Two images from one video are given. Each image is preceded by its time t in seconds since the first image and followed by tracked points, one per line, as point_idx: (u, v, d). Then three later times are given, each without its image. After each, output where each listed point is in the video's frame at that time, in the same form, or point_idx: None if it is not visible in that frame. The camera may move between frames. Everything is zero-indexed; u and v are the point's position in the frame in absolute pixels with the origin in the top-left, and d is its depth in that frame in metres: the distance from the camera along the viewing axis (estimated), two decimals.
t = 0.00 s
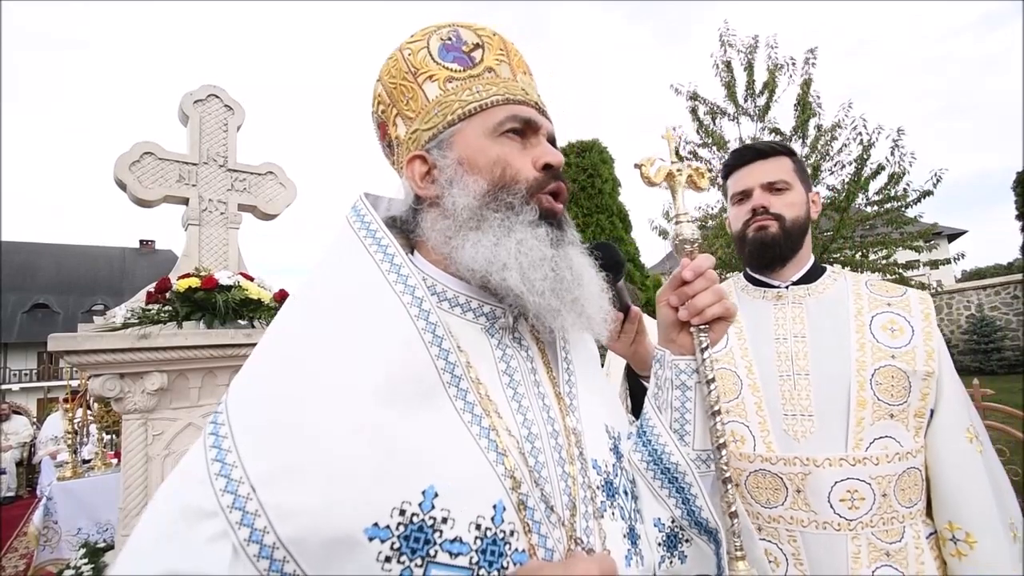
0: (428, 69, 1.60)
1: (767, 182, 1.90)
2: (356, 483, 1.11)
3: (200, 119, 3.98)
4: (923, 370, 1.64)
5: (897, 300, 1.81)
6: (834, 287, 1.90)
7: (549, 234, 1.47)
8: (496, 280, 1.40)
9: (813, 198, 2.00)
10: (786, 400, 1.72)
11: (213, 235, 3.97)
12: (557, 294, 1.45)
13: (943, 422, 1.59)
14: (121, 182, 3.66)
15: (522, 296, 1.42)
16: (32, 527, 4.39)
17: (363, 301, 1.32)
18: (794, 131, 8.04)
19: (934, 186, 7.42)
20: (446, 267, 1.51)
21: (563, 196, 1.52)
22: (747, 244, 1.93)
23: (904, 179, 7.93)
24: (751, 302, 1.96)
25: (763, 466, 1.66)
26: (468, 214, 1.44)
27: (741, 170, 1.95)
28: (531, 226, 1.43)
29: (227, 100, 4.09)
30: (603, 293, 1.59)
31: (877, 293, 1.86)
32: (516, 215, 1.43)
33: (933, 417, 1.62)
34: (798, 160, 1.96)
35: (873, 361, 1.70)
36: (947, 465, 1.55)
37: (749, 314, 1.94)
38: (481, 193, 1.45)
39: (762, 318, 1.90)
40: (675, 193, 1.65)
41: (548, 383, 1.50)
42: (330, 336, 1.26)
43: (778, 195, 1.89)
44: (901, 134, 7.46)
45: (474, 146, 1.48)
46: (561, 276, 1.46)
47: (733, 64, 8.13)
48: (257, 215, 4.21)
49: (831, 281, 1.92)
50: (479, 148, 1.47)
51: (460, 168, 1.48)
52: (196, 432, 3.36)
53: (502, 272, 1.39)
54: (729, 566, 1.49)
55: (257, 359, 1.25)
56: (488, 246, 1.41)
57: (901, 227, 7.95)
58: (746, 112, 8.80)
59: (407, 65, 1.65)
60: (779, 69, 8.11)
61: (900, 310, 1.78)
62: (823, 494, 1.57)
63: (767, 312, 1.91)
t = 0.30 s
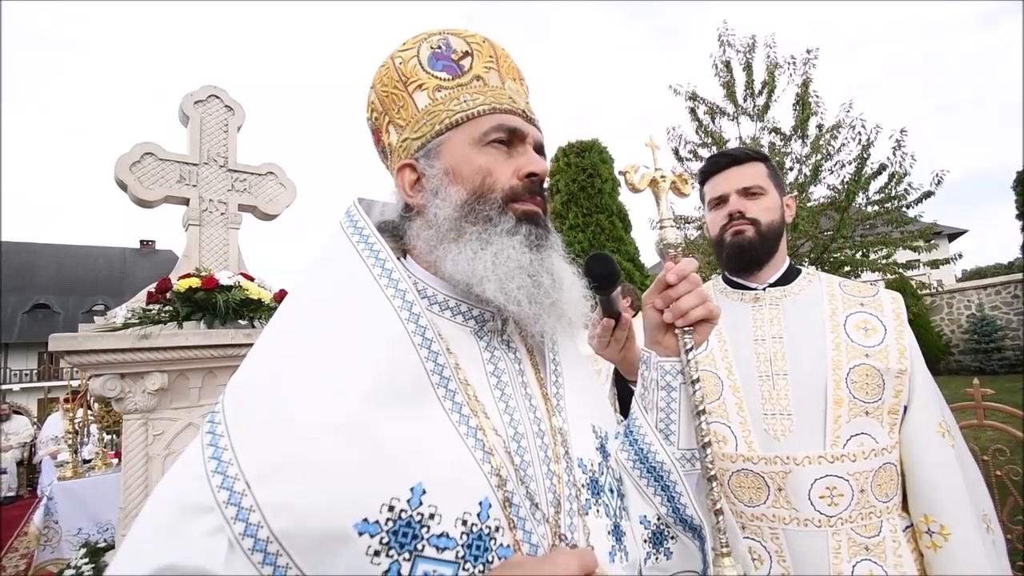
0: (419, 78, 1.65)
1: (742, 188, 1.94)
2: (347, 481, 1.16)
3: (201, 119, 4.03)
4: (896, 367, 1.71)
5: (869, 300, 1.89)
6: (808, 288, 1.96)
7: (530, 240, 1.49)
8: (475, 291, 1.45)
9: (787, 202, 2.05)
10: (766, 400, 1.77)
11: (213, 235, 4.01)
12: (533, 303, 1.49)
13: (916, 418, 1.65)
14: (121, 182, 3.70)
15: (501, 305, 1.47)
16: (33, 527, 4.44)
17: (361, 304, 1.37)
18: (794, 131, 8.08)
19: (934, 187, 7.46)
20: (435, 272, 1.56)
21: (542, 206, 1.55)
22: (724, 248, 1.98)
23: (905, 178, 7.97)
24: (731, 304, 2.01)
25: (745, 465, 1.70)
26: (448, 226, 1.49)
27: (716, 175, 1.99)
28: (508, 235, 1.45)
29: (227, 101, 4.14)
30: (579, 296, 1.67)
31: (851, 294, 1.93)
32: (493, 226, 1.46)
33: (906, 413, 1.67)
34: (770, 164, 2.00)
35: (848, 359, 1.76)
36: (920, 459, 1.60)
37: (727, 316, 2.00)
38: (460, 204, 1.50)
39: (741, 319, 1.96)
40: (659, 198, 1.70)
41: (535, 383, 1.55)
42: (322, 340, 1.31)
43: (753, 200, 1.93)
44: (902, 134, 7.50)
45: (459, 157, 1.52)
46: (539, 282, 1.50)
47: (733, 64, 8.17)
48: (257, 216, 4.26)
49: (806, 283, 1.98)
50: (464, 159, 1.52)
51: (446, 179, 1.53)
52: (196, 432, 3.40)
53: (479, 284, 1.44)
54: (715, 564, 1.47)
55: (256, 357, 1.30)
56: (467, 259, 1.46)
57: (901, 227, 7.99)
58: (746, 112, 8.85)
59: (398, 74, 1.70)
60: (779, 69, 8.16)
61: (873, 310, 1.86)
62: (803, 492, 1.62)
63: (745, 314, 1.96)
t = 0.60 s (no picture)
0: (427, 78, 1.67)
1: (727, 195, 1.97)
2: (343, 482, 1.19)
3: (203, 117, 4.06)
4: (878, 369, 1.74)
5: (851, 303, 1.91)
6: (792, 292, 1.99)
7: (524, 257, 1.53)
8: (469, 304, 1.48)
9: (771, 207, 2.08)
10: (753, 403, 1.80)
11: (215, 234, 4.04)
12: (521, 324, 1.51)
13: (898, 417, 1.68)
14: (123, 180, 3.73)
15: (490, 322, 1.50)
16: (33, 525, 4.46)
17: (360, 307, 1.39)
18: (795, 132, 8.11)
19: (934, 188, 7.49)
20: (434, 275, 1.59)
21: (539, 219, 1.58)
22: (710, 254, 2.02)
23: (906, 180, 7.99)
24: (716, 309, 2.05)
25: (735, 467, 1.73)
26: (446, 233, 1.53)
27: (699, 183, 2.03)
28: (505, 251, 1.50)
29: (229, 99, 4.17)
30: (570, 313, 1.69)
31: (832, 296, 1.96)
32: (490, 241, 1.49)
33: (889, 413, 1.71)
34: (754, 170, 2.03)
35: (832, 362, 1.78)
36: (902, 457, 1.63)
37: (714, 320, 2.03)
38: (459, 212, 1.52)
39: (727, 323, 1.99)
40: (654, 202, 1.72)
41: (532, 387, 1.58)
42: (320, 345, 1.33)
43: (738, 207, 1.97)
44: (903, 135, 7.52)
45: (461, 164, 1.55)
46: (530, 303, 1.52)
47: (733, 65, 8.20)
48: (258, 214, 4.29)
49: (789, 286, 2.01)
50: (465, 166, 1.54)
51: (446, 185, 1.56)
52: (197, 430, 3.43)
53: (471, 298, 1.47)
54: (711, 563, 1.50)
55: (258, 357, 1.33)
56: (462, 270, 1.49)
57: (901, 228, 8.01)
58: (747, 113, 8.88)
59: (407, 71, 1.72)
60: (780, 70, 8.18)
61: (854, 312, 1.89)
62: (791, 493, 1.65)
63: (731, 318, 2.00)
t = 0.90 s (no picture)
0: (427, 78, 1.68)
1: (734, 195, 1.97)
2: (343, 480, 1.20)
3: (205, 115, 4.07)
4: (886, 370, 1.74)
5: (859, 304, 1.92)
6: (800, 292, 2.00)
7: (525, 259, 1.53)
8: (470, 306, 1.49)
9: (778, 207, 2.08)
10: (758, 402, 1.81)
11: (216, 232, 4.05)
12: (521, 327, 1.51)
13: (905, 421, 1.68)
14: (125, 178, 3.74)
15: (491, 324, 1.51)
16: (33, 522, 4.47)
17: (359, 304, 1.40)
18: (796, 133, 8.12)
19: (935, 189, 7.51)
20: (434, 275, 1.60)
21: (541, 218, 1.58)
22: (717, 254, 2.02)
23: (907, 181, 7.99)
24: (722, 309, 2.06)
25: (738, 467, 1.74)
26: (447, 234, 1.53)
27: (706, 183, 2.03)
28: (506, 252, 1.50)
29: (231, 98, 4.18)
30: (570, 315, 1.69)
31: (841, 298, 1.96)
32: (491, 241, 1.50)
33: (896, 416, 1.71)
34: (761, 170, 2.03)
35: (839, 363, 1.79)
36: (909, 460, 1.63)
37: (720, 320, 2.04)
38: (460, 211, 1.53)
39: (734, 322, 2.00)
40: (657, 202, 1.72)
41: (532, 387, 1.58)
42: (320, 346, 1.33)
43: (744, 207, 1.97)
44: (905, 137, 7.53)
45: (462, 163, 1.56)
46: (531, 307, 1.52)
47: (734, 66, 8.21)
48: (260, 213, 4.30)
49: (797, 287, 2.02)
50: (466, 166, 1.55)
51: (448, 185, 1.56)
52: (198, 428, 3.44)
53: (471, 300, 1.48)
54: (712, 564, 1.53)
55: (259, 355, 1.34)
56: (463, 271, 1.50)
57: (903, 229, 8.02)
58: (748, 113, 8.89)
59: (408, 71, 1.73)
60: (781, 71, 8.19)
61: (862, 314, 1.89)
62: (795, 495, 1.65)
63: (738, 317, 2.00)
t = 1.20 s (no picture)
0: (428, 73, 1.66)
1: (749, 193, 1.95)
2: (333, 484, 1.18)
3: (206, 115, 4.06)
4: (899, 371, 1.72)
5: (872, 304, 1.90)
6: (812, 292, 1.98)
7: (521, 265, 1.51)
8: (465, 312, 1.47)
9: (794, 207, 2.06)
10: (767, 402, 1.79)
11: (217, 232, 4.03)
12: (517, 335, 1.50)
13: (917, 423, 1.67)
14: (126, 177, 3.73)
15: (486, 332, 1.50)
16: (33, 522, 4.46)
17: (349, 303, 1.39)
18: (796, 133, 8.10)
19: (935, 190, 7.49)
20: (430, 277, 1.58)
21: (540, 221, 1.55)
22: (728, 252, 2.00)
23: (908, 181, 7.98)
24: (732, 308, 2.04)
25: (746, 467, 1.72)
26: (443, 237, 1.52)
27: (722, 178, 2.00)
28: (502, 258, 1.49)
29: (232, 97, 4.16)
30: (569, 320, 1.67)
31: (853, 298, 1.95)
32: (487, 247, 1.48)
33: (908, 419, 1.69)
34: (780, 169, 2.01)
35: (850, 363, 1.77)
36: (921, 465, 1.62)
37: (729, 319, 2.02)
38: (457, 215, 1.51)
39: (743, 321, 1.98)
40: (656, 200, 1.71)
41: (529, 391, 1.55)
42: (312, 352, 1.31)
43: (759, 205, 1.95)
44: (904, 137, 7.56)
45: (460, 164, 1.54)
46: (527, 315, 1.51)
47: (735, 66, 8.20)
48: (260, 212, 4.28)
49: (809, 286, 2.00)
50: (465, 167, 1.53)
51: (446, 186, 1.54)
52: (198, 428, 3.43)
53: (467, 306, 1.46)
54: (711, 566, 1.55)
55: (253, 356, 1.32)
56: (459, 276, 1.48)
57: (903, 230, 8.00)
58: (748, 113, 8.87)
59: (408, 65, 1.71)
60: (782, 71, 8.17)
61: (876, 313, 1.87)
62: (804, 496, 1.63)
63: (747, 316, 1.99)
